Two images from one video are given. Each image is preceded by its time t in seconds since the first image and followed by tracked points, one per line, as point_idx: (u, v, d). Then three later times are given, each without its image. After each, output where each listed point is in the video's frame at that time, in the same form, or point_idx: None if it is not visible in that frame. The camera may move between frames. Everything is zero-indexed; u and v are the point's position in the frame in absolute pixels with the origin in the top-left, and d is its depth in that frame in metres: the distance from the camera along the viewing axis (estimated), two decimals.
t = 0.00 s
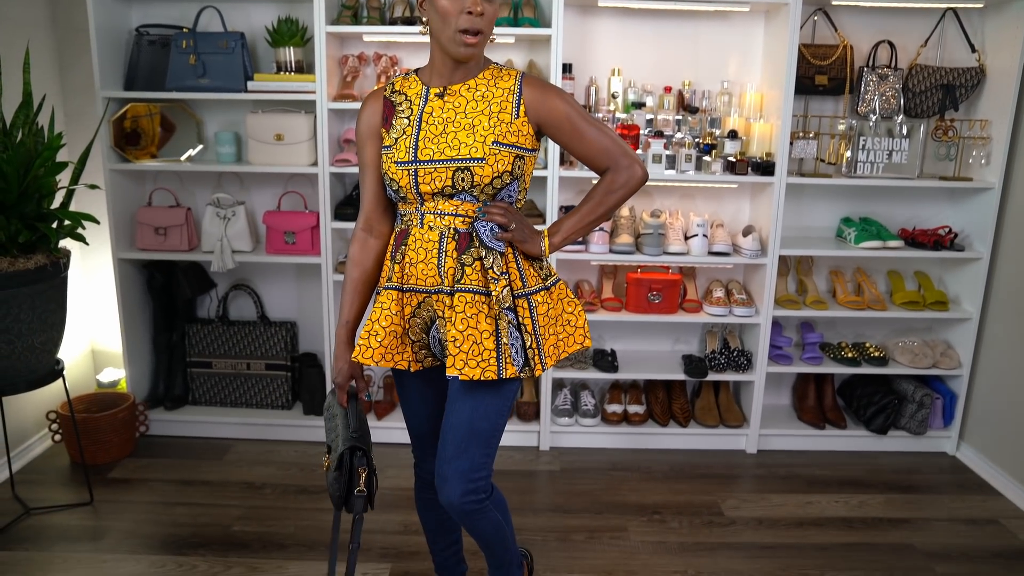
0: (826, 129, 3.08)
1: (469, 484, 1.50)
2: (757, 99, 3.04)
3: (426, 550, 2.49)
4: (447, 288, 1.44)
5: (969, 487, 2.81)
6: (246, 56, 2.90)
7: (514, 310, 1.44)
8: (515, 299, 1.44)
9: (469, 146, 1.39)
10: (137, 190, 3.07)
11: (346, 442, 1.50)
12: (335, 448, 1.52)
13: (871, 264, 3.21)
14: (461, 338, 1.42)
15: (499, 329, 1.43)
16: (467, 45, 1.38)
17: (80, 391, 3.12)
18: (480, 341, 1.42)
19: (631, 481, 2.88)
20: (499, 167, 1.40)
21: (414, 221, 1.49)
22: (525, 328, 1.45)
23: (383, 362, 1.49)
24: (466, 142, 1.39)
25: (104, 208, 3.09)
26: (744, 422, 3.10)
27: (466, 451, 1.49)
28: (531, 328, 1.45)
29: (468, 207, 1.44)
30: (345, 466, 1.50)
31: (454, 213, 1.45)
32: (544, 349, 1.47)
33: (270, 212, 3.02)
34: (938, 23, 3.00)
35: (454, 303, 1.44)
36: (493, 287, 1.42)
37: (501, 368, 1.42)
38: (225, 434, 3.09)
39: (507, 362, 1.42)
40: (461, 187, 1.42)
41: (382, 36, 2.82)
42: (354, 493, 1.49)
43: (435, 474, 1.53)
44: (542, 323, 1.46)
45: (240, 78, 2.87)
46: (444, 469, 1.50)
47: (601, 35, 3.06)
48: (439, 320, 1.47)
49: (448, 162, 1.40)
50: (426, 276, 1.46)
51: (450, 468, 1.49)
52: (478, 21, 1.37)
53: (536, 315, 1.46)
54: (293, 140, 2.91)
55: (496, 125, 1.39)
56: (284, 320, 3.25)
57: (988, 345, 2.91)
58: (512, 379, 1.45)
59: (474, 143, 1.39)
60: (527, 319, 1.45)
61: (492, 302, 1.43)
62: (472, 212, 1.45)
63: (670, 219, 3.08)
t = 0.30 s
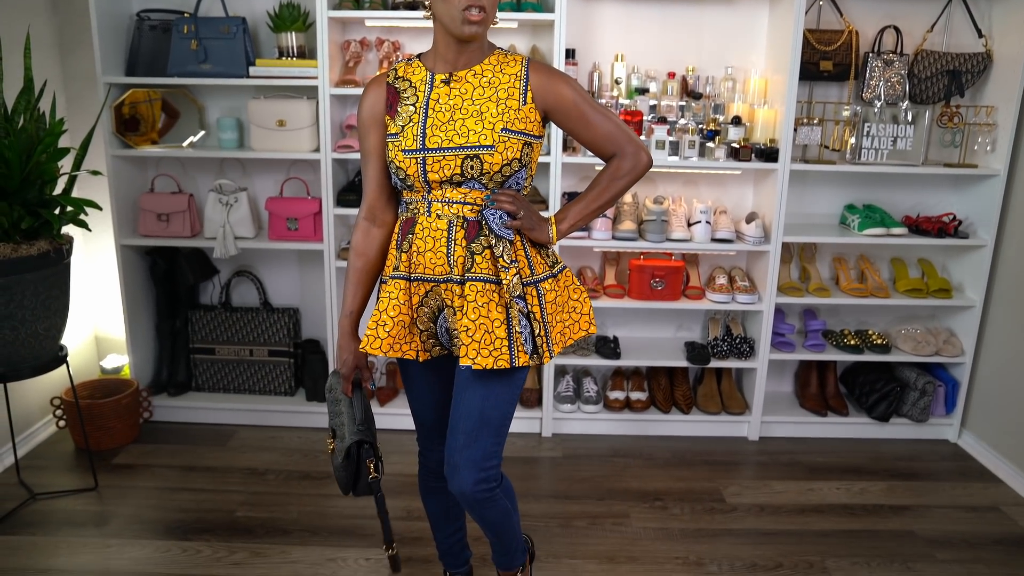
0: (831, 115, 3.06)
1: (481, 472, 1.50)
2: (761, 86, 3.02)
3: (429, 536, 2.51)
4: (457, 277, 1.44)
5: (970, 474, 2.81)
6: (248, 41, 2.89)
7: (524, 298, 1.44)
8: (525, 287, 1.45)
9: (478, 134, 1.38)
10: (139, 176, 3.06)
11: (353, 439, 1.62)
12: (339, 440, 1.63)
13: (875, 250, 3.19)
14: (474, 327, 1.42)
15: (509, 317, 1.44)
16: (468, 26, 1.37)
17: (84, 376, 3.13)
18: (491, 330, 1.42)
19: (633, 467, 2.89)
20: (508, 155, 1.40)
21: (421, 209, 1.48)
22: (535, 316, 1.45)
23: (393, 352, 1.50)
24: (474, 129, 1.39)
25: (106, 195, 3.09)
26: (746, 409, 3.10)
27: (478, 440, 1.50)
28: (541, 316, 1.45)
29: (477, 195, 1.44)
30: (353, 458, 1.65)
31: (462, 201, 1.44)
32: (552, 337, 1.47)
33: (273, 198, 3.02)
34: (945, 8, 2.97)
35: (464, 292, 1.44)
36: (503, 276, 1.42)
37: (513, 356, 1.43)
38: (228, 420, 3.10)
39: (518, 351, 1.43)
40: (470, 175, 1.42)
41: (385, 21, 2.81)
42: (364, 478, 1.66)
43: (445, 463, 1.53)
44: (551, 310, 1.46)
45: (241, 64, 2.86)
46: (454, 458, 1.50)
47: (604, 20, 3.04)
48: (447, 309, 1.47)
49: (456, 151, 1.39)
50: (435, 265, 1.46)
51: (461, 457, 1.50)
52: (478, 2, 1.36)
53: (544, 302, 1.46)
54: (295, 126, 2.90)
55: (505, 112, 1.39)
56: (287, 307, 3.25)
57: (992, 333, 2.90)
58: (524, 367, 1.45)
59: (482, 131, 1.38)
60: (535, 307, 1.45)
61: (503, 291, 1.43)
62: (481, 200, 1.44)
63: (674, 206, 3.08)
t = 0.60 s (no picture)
0: (834, 98, 3.04)
1: (493, 454, 1.52)
2: (764, 68, 3.00)
3: (430, 517, 2.54)
4: (464, 261, 1.44)
5: (970, 457, 2.83)
6: (248, 23, 2.87)
7: (529, 281, 1.45)
8: (530, 270, 1.45)
9: (485, 118, 1.38)
10: (139, 158, 3.05)
11: (371, 411, 1.58)
12: (356, 416, 1.60)
13: (877, 234, 3.18)
14: (481, 310, 1.43)
15: (515, 300, 1.44)
16: (471, 9, 1.35)
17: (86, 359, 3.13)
18: (498, 313, 1.43)
19: (634, 450, 2.91)
20: (515, 138, 1.39)
21: (426, 192, 1.48)
22: (540, 299, 1.45)
23: (399, 335, 1.50)
24: (481, 113, 1.38)
25: (106, 177, 3.08)
26: (747, 392, 3.11)
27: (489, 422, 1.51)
28: (546, 299, 1.46)
29: (483, 178, 1.44)
30: (368, 436, 1.56)
31: (468, 184, 1.44)
32: (557, 319, 1.48)
33: (274, 181, 3.01)
34: None
35: (471, 275, 1.45)
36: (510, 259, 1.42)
37: (520, 339, 1.44)
38: (230, 402, 3.11)
39: (525, 334, 1.44)
40: (476, 159, 1.42)
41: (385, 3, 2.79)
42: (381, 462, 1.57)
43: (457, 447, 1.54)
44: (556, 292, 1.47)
45: (241, 45, 2.84)
46: (467, 441, 1.52)
47: (607, 1, 3.01)
48: (453, 291, 1.47)
49: (464, 135, 1.39)
50: (441, 248, 1.46)
51: (474, 440, 1.51)
52: None
53: (549, 284, 1.47)
54: (295, 108, 2.88)
55: (512, 96, 1.38)
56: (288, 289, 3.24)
57: (993, 317, 2.90)
58: (530, 349, 1.47)
59: (490, 115, 1.38)
60: (540, 290, 1.46)
61: (509, 274, 1.43)
62: (487, 183, 1.44)
63: (675, 189, 3.08)
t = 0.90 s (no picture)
0: (838, 78, 3.01)
1: (530, 426, 1.75)
2: (768, 48, 2.97)
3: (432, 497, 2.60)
4: (474, 240, 1.49)
5: (969, 439, 2.84)
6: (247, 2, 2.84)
7: (536, 261, 1.49)
8: (537, 250, 1.50)
9: (497, 98, 1.41)
10: (138, 138, 3.03)
11: (373, 387, 1.52)
12: (358, 391, 1.54)
13: (881, 216, 3.14)
14: (491, 290, 1.48)
15: (523, 280, 1.50)
16: None
17: (88, 341, 3.13)
18: (506, 292, 1.49)
19: (635, 431, 2.93)
20: (525, 118, 1.44)
21: (436, 171, 1.50)
22: (545, 279, 1.51)
23: (409, 314, 1.52)
24: (493, 93, 1.41)
25: (107, 158, 3.06)
26: (748, 373, 3.11)
27: (524, 404, 1.70)
28: (549, 279, 1.51)
29: (493, 158, 1.48)
30: (370, 410, 1.52)
31: (478, 164, 1.48)
32: (559, 299, 1.55)
33: (275, 161, 3.00)
34: None
35: (480, 255, 1.49)
36: (519, 240, 1.47)
37: (527, 319, 1.50)
38: (232, 382, 3.12)
39: (532, 313, 1.50)
40: (487, 138, 1.45)
41: None
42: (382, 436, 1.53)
43: (492, 421, 1.73)
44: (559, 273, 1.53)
45: (241, 25, 2.82)
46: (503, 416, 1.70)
47: None
48: (462, 270, 1.51)
49: (476, 114, 1.42)
50: (451, 228, 1.50)
51: (511, 415, 1.70)
52: None
53: (553, 265, 1.52)
54: (296, 88, 2.87)
55: (523, 76, 1.42)
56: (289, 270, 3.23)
57: (995, 299, 2.90)
58: (536, 328, 1.53)
59: (501, 95, 1.41)
60: (545, 270, 1.51)
61: (518, 255, 1.48)
62: (497, 164, 1.48)
63: (678, 169, 3.06)
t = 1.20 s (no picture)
0: (844, 56, 2.97)
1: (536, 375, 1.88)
2: (773, 26, 2.94)
3: (434, 476, 2.60)
4: (504, 214, 1.58)
5: (972, 420, 2.84)
6: None
7: (558, 231, 1.62)
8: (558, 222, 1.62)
9: (528, 73, 1.49)
10: (136, 117, 3.00)
11: (385, 349, 1.59)
12: (372, 354, 1.61)
13: (885, 197, 3.10)
14: (522, 261, 1.58)
15: (547, 250, 1.61)
16: None
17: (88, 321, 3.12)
18: (534, 262, 1.60)
19: (637, 411, 2.93)
20: (553, 94, 1.53)
21: (462, 145, 1.56)
22: (565, 248, 1.64)
23: (440, 286, 1.59)
24: (523, 68, 1.49)
25: (105, 137, 3.03)
26: (751, 354, 3.10)
27: (533, 356, 1.83)
28: (569, 248, 1.65)
29: (519, 132, 1.57)
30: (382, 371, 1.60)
31: (505, 138, 1.56)
32: (575, 266, 1.67)
33: (275, 140, 2.97)
34: None
35: (509, 227, 1.59)
36: (547, 212, 1.59)
37: (554, 287, 1.63)
38: (234, 362, 3.11)
39: (558, 282, 1.63)
40: (515, 113, 1.54)
41: None
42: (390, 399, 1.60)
43: (501, 368, 1.86)
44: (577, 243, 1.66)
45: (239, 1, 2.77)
46: (514, 370, 1.85)
47: None
48: (488, 242, 1.60)
49: (507, 89, 1.50)
50: (480, 201, 1.58)
51: (520, 364, 1.84)
52: None
53: (571, 235, 1.65)
54: (297, 66, 2.83)
55: (551, 53, 1.50)
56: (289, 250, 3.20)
57: (1000, 280, 2.88)
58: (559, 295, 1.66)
59: (532, 71, 1.49)
60: (564, 240, 1.64)
61: (545, 226, 1.59)
62: (522, 138, 1.58)
63: (680, 148, 3.03)
